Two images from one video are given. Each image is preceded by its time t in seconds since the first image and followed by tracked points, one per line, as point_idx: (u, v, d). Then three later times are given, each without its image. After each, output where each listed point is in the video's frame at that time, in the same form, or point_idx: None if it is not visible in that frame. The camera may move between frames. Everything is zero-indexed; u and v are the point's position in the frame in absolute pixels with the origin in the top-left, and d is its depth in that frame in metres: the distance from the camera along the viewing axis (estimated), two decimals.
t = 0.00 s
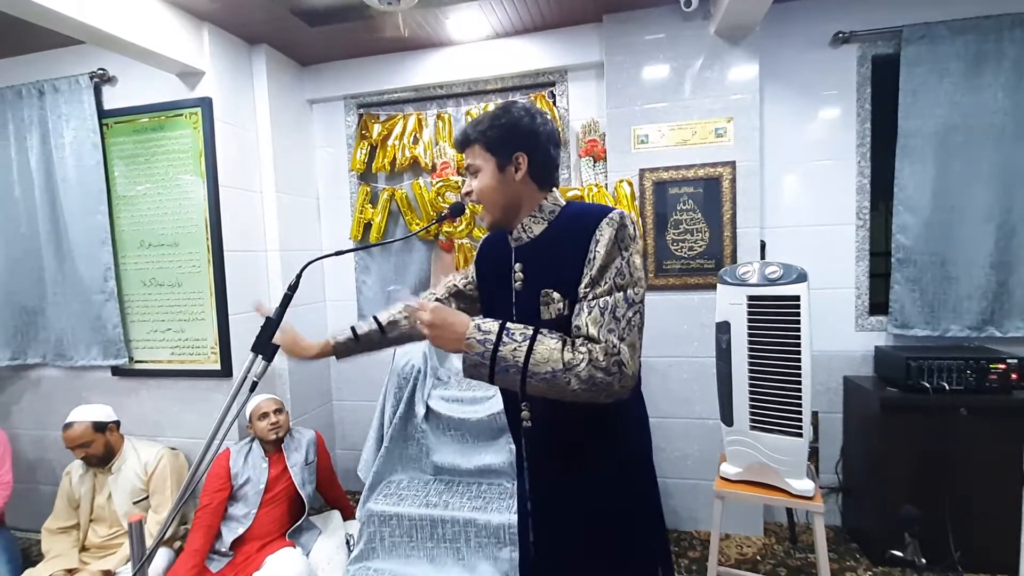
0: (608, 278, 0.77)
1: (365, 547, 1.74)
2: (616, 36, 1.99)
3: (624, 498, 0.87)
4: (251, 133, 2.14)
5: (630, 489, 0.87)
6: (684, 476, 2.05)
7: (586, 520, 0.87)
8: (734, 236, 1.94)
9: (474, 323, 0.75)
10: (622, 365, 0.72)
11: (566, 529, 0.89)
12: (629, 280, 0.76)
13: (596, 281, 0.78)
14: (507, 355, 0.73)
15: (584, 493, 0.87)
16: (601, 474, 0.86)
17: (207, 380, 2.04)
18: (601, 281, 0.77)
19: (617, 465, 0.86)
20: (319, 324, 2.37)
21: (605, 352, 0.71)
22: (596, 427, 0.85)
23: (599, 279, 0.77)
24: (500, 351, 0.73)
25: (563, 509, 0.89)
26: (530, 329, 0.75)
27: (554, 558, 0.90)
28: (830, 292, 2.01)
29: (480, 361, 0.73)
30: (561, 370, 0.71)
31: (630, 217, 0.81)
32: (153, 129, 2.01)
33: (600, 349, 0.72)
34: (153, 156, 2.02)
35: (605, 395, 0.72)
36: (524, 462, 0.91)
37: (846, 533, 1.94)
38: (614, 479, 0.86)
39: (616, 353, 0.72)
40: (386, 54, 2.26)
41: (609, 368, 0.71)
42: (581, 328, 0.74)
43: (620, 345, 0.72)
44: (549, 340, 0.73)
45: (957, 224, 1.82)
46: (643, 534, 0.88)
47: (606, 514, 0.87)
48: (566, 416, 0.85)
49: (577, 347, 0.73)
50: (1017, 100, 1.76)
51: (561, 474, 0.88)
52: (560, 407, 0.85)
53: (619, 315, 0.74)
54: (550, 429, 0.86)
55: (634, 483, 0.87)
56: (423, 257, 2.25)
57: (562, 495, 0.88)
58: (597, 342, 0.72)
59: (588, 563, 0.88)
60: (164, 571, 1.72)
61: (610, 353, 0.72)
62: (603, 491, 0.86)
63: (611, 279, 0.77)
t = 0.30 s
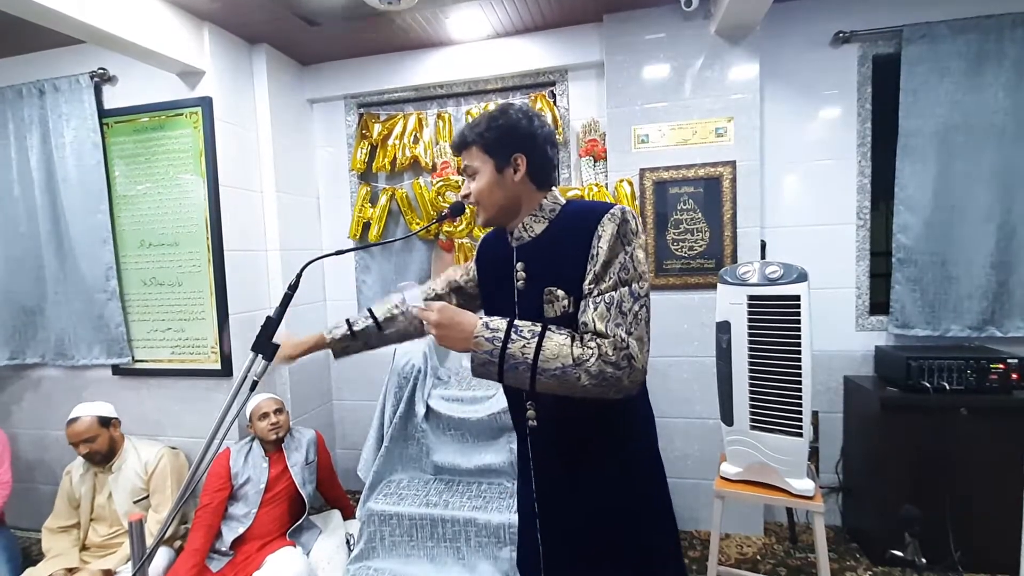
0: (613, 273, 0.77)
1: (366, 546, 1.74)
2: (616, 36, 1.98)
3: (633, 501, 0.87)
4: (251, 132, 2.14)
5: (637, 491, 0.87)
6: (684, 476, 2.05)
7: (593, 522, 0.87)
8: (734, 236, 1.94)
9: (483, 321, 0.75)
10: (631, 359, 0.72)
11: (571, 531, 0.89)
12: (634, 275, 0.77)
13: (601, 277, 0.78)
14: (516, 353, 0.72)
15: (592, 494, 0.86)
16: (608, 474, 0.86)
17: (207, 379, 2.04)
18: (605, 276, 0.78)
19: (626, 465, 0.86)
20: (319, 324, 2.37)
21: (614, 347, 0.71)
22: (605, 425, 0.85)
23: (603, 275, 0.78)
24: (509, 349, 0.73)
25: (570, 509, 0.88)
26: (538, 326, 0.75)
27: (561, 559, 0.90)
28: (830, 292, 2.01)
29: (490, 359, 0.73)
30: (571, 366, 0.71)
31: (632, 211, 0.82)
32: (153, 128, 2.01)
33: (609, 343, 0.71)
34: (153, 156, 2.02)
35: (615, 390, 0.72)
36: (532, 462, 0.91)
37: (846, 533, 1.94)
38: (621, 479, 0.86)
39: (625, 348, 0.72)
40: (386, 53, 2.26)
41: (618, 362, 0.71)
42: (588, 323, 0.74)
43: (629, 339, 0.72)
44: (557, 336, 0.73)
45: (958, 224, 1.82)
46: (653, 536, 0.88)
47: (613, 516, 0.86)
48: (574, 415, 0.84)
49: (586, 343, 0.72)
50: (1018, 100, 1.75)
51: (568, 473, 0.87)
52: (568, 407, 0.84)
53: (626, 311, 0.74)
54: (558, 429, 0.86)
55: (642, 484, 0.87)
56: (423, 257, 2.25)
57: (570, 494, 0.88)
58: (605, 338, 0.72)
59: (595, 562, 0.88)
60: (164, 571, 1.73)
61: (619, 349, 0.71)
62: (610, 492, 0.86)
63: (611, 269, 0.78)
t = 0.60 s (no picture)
0: (615, 269, 0.77)
1: (366, 546, 1.74)
2: (616, 35, 1.98)
3: (641, 500, 0.86)
4: (251, 132, 2.14)
5: (645, 489, 0.87)
6: (684, 475, 2.05)
7: (599, 523, 0.87)
8: (734, 236, 1.94)
9: (487, 315, 0.75)
10: (636, 352, 0.72)
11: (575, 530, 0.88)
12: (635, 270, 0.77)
13: (602, 274, 0.77)
14: (523, 347, 0.72)
15: (595, 494, 0.86)
16: (615, 473, 0.86)
17: (206, 379, 2.04)
18: (607, 273, 0.77)
19: (632, 463, 0.86)
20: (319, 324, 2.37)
21: (620, 339, 0.72)
22: (608, 425, 0.85)
23: (605, 271, 0.77)
24: (515, 343, 0.73)
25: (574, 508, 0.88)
26: (543, 321, 0.75)
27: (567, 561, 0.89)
28: (830, 292, 2.01)
29: (496, 354, 0.73)
30: (578, 359, 0.71)
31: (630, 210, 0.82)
32: (153, 128, 2.01)
33: (614, 337, 0.72)
34: (154, 156, 2.02)
35: (621, 382, 0.73)
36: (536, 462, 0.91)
37: (846, 533, 1.94)
38: (627, 477, 0.86)
39: (631, 341, 0.72)
40: (386, 53, 2.26)
41: (624, 355, 0.71)
42: (593, 318, 0.74)
43: (634, 332, 0.73)
44: (563, 330, 0.73)
45: (958, 224, 1.82)
46: (660, 534, 0.88)
47: (619, 515, 0.86)
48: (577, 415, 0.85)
49: (592, 336, 0.73)
50: (1018, 100, 1.75)
51: (572, 473, 0.87)
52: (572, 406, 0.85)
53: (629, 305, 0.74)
54: (561, 429, 0.86)
55: (648, 482, 0.87)
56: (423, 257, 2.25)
57: (575, 494, 0.88)
58: (610, 331, 0.73)
59: (600, 564, 0.88)
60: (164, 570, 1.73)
61: (625, 342, 0.72)
62: (616, 491, 0.86)
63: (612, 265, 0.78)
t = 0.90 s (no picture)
0: (619, 269, 0.77)
1: (365, 546, 1.74)
2: (616, 36, 1.99)
3: (640, 498, 0.87)
4: (251, 132, 2.14)
5: (643, 488, 0.87)
6: (684, 476, 2.05)
7: (599, 523, 0.86)
8: (734, 236, 1.94)
9: (491, 316, 0.75)
10: (638, 352, 0.74)
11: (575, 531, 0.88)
12: (639, 272, 0.77)
13: (606, 274, 0.77)
14: (527, 347, 0.73)
15: (596, 492, 0.86)
16: (615, 471, 0.86)
17: (206, 379, 2.04)
18: (610, 272, 0.77)
19: (631, 461, 0.87)
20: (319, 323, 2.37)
21: (622, 338, 0.72)
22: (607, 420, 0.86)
23: (608, 271, 0.77)
24: (520, 344, 0.73)
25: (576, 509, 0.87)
26: (547, 321, 0.75)
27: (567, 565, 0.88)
28: (830, 292, 2.01)
29: (500, 354, 0.73)
30: (582, 359, 0.72)
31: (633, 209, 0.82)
32: (153, 128, 2.01)
33: (617, 336, 0.72)
34: (153, 155, 2.02)
35: (623, 381, 0.73)
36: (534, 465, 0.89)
37: (846, 533, 1.94)
38: (626, 476, 0.86)
39: (633, 340, 0.73)
40: (387, 53, 2.26)
41: (626, 354, 0.72)
42: (596, 318, 0.75)
43: (635, 331, 0.74)
44: (566, 330, 0.73)
45: (958, 224, 1.82)
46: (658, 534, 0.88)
47: (620, 514, 0.86)
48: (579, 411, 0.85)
49: (595, 336, 0.73)
50: (1018, 100, 1.75)
51: (572, 472, 0.87)
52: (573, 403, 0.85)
53: (633, 304, 0.75)
54: (561, 427, 0.86)
55: (646, 481, 0.88)
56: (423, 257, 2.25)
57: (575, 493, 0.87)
58: (612, 330, 0.73)
59: (600, 566, 0.87)
60: (164, 570, 1.73)
61: (626, 341, 0.73)
62: (616, 488, 0.86)
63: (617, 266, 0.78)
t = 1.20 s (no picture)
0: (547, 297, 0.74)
1: (365, 546, 1.74)
2: (616, 36, 1.99)
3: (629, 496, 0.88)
4: (250, 132, 2.14)
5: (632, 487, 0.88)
6: (684, 476, 2.05)
7: (592, 525, 0.87)
8: (734, 236, 1.94)
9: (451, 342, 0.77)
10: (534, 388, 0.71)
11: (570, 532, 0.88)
12: (568, 303, 0.72)
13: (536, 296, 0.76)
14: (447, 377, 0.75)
15: (592, 494, 0.86)
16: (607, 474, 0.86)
17: (206, 379, 2.04)
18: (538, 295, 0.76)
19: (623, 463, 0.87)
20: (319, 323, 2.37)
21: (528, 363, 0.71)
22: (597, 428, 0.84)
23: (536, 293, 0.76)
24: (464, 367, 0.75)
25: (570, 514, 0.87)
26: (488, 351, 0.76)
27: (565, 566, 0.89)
28: (830, 292, 2.01)
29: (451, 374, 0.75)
30: (489, 396, 0.72)
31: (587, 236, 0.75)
32: (153, 128, 2.01)
33: (528, 374, 0.71)
34: (153, 155, 2.02)
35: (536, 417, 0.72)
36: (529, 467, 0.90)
37: (845, 533, 1.94)
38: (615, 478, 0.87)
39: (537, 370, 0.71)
40: (386, 53, 2.26)
41: (536, 391, 0.70)
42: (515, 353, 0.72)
43: (550, 370, 0.70)
44: (480, 366, 0.73)
45: (957, 225, 1.82)
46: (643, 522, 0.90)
47: (612, 512, 0.87)
48: (566, 420, 0.83)
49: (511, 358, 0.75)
50: (1018, 101, 1.75)
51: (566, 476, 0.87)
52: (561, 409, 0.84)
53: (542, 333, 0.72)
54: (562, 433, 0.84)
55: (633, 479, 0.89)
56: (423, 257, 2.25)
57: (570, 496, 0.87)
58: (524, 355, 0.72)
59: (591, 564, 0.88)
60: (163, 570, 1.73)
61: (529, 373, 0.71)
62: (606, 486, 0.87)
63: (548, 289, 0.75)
